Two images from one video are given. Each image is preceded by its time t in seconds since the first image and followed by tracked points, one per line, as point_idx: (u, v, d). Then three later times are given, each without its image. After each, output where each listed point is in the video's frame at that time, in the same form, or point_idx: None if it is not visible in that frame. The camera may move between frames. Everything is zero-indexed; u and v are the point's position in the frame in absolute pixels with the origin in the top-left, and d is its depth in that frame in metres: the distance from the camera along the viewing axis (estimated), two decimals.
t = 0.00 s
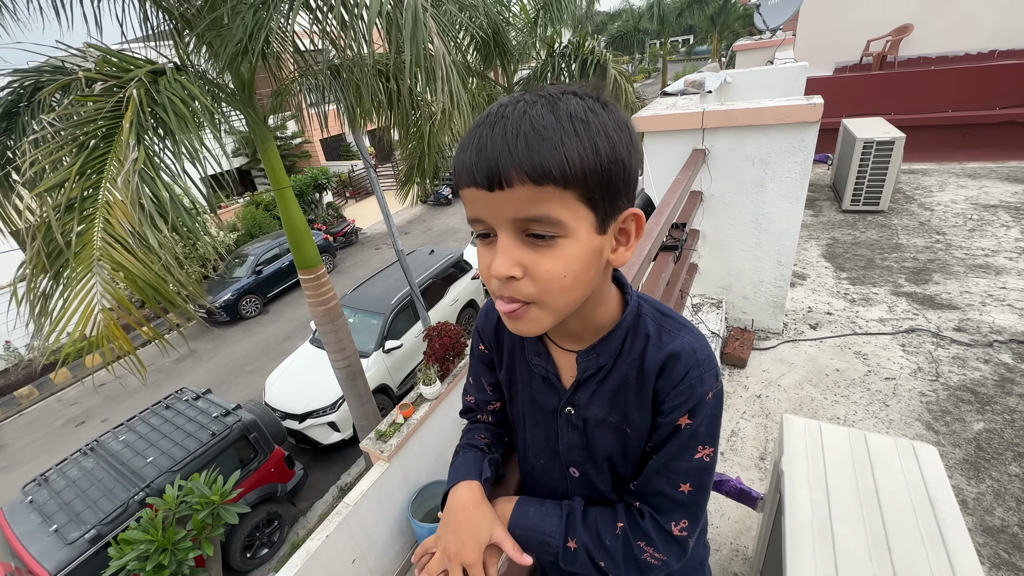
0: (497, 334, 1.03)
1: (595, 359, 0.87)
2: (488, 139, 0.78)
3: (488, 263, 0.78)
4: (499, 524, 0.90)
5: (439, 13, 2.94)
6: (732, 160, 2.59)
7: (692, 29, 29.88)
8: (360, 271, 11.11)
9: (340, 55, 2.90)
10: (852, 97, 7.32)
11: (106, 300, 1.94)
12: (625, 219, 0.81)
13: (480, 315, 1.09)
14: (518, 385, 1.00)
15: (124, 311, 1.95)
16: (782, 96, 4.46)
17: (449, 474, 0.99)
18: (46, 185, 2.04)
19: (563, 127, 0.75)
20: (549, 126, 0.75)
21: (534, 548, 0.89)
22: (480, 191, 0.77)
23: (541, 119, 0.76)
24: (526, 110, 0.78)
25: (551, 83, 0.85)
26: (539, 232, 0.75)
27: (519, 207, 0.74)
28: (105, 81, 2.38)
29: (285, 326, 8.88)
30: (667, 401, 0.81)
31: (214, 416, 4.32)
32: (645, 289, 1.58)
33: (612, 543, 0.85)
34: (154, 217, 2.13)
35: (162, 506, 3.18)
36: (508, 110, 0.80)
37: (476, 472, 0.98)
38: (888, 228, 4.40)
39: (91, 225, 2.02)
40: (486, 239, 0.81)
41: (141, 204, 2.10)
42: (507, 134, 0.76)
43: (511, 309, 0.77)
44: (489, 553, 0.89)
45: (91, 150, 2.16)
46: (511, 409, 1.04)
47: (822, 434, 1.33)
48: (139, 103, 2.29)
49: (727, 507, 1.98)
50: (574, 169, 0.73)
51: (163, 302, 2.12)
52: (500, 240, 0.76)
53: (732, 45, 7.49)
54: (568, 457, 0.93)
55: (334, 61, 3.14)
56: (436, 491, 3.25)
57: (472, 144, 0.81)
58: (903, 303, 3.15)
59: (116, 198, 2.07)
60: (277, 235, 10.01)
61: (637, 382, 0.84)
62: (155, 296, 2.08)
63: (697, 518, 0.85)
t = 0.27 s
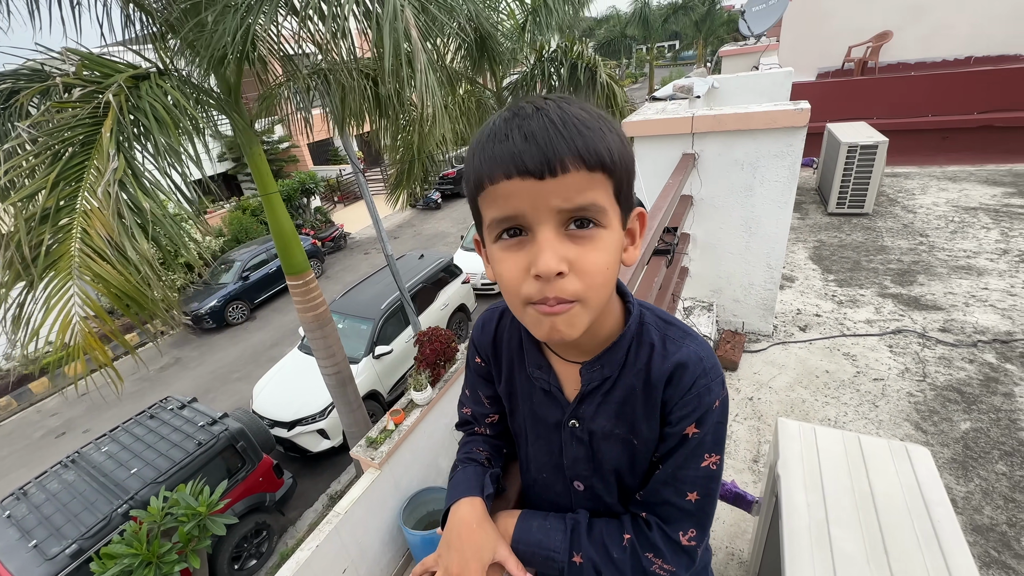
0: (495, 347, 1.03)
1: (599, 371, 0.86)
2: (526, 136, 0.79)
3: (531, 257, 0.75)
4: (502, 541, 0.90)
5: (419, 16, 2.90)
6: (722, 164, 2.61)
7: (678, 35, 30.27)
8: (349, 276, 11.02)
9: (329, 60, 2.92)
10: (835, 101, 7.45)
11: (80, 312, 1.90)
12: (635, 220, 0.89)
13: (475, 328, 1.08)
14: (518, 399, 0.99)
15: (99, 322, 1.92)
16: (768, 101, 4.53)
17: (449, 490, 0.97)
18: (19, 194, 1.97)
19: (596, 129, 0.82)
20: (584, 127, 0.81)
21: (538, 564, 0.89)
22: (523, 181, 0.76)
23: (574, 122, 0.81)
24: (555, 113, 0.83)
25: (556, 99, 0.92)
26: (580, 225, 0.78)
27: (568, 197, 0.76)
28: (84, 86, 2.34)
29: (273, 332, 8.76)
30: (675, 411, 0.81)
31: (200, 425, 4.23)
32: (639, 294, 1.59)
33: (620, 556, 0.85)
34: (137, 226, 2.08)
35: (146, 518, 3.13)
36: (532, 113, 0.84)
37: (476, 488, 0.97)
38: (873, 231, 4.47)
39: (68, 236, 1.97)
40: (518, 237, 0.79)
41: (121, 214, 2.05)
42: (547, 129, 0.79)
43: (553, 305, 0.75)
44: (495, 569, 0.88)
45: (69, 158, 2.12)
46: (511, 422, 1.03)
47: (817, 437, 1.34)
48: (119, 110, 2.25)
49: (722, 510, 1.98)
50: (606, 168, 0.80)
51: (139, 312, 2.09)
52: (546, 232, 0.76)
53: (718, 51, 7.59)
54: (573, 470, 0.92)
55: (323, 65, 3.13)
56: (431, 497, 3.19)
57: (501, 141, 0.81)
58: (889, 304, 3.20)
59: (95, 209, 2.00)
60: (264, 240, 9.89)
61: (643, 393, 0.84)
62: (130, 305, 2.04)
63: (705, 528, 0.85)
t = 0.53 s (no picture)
0: (486, 348, 1.00)
1: (593, 371, 0.84)
2: (525, 123, 0.77)
3: (530, 248, 0.73)
4: (494, 551, 0.87)
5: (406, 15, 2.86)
6: (711, 166, 2.62)
7: (666, 39, 30.59)
8: (338, 280, 10.91)
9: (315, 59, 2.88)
10: (820, 105, 7.55)
11: (57, 321, 1.83)
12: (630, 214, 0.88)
13: (465, 328, 1.05)
14: (509, 401, 0.96)
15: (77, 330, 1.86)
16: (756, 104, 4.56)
17: (438, 498, 0.95)
18: None
19: (596, 119, 0.80)
20: (584, 117, 0.79)
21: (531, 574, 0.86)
22: (523, 170, 0.73)
23: (574, 111, 0.80)
24: (554, 102, 0.81)
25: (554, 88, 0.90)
26: (579, 217, 0.76)
27: (569, 187, 0.73)
28: (64, 87, 2.27)
29: (261, 337, 8.64)
30: (672, 413, 0.79)
31: (185, 432, 4.14)
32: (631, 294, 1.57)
33: (616, 565, 0.82)
34: (120, 232, 2.02)
35: (128, 528, 3.04)
36: (531, 100, 0.82)
37: (466, 497, 0.94)
38: (859, 232, 4.53)
39: (50, 239, 1.91)
40: (515, 227, 0.77)
41: (104, 219, 1.99)
42: (547, 117, 0.77)
43: (550, 299, 0.73)
44: None
45: (49, 160, 2.05)
46: (502, 425, 1.00)
47: (811, 438, 1.33)
48: (102, 113, 2.19)
49: (714, 512, 1.97)
50: (606, 160, 0.79)
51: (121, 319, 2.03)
52: (545, 224, 0.73)
53: (706, 54, 7.66)
54: (566, 474, 0.90)
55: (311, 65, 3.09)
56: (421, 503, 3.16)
57: (500, 128, 0.79)
58: (876, 304, 3.23)
59: (77, 214, 1.94)
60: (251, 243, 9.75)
61: (639, 394, 0.82)
62: (110, 314, 1.95)
63: (703, 534, 0.83)
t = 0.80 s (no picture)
0: (476, 348, 1.00)
1: (584, 369, 0.85)
2: (518, 123, 0.78)
3: (522, 248, 0.74)
4: (485, 552, 0.87)
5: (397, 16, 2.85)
6: (701, 168, 2.64)
7: (656, 43, 30.85)
8: (329, 282, 10.84)
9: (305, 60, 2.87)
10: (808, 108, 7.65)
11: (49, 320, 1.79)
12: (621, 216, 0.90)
13: (456, 328, 1.05)
14: (501, 401, 0.97)
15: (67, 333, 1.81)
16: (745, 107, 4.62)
17: (428, 499, 0.94)
18: None
19: (588, 121, 0.81)
20: (576, 119, 0.80)
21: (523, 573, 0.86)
22: (516, 170, 0.74)
23: (567, 113, 0.81)
24: (547, 103, 0.82)
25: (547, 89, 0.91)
26: (570, 218, 0.77)
27: (561, 188, 0.74)
28: (52, 88, 2.24)
29: (251, 340, 8.55)
30: (661, 408, 0.80)
31: (173, 437, 4.09)
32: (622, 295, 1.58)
33: (606, 561, 0.83)
34: (112, 235, 2.01)
35: (115, 535, 2.99)
36: (524, 101, 0.83)
37: (457, 498, 0.94)
38: (846, 234, 4.59)
39: (39, 241, 1.88)
40: (507, 226, 0.77)
41: (95, 220, 1.98)
42: (541, 118, 0.78)
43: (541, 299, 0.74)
44: None
45: (41, 161, 2.03)
46: (493, 425, 1.01)
47: (798, 437, 1.35)
48: (92, 113, 2.16)
49: (705, 511, 1.99)
50: (598, 162, 0.80)
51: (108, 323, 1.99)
52: (537, 223, 0.74)
53: (695, 58, 7.74)
54: (557, 473, 0.90)
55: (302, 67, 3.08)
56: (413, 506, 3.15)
57: (493, 128, 0.79)
58: (863, 305, 3.28)
59: (68, 213, 1.93)
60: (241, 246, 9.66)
61: (628, 391, 0.83)
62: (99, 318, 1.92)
63: (691, 528, 0.84)
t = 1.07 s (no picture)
0: (456, 356, 0.99)
1: (563, 372, 0.84)
2: (484, 111, 0.77)
3: (493, 235, 0.72)
4: (450, 546, 0.88)
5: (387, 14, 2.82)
6: (690, 168, 2.65)
7: (647, 45, 31.02)
8: (320, 283, 10.77)
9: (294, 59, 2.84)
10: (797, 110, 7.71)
11: (35, 321, 1.75)
12: (596, 209, 0.89)
13: (433, 337, 1.04)
14: (481, 408, 0.96)
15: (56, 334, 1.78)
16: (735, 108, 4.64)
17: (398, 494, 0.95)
18: None
19: (555, 108, 0.81)
20: (543, 105, 0.80)
21: (493, 566, 0.87)
22: (484, 156, 0.73)
23: (533, 99, 0.80)
24: (513, 92, 0.82)
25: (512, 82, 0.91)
26: (542, 204, 0.75)
27: (532, 173, 0.73)
28: (35, 84, 2.19)
29: (240, 342, 8.46)
30: (639, 408, 0.79)
31: (160, 440, 4.02)
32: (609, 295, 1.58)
33: (578, 556, 0.82)
34: (99, 233, 1.97)
35: (100, 540, 2.94)
36: (490, 91, 0.83)
37: (426, 492, 0.95)
38: (834, 234, 4.63)
39: (24, 240, 1.83)
40: (477, 216, 0.76)
41: (83, 218, 1.94)
42: (507, 105, 0.78)
43: (516, 287, 0.72)
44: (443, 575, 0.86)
45: (25, 159, 1.97)
46: (475, 431, 1.00)
47: (785, 436, 1.35)
48: (78, 110, 2.11)
49: (694, 511, 1.99)
50: (567, 148, 0.79)
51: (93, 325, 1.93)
52: (507, 210, 0.73)
53: (686, 59, 7.77)
54: (536, 477, 0.89)
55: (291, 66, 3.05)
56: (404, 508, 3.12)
57: (459, 117, 0.78)
58: (850, 304, 3.30)
59: (55, 212, 1.87)
60: (230, 246, 9.55)
61: (608, 392, 0.82)
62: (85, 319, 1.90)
63: (665, 529, 0.83)
